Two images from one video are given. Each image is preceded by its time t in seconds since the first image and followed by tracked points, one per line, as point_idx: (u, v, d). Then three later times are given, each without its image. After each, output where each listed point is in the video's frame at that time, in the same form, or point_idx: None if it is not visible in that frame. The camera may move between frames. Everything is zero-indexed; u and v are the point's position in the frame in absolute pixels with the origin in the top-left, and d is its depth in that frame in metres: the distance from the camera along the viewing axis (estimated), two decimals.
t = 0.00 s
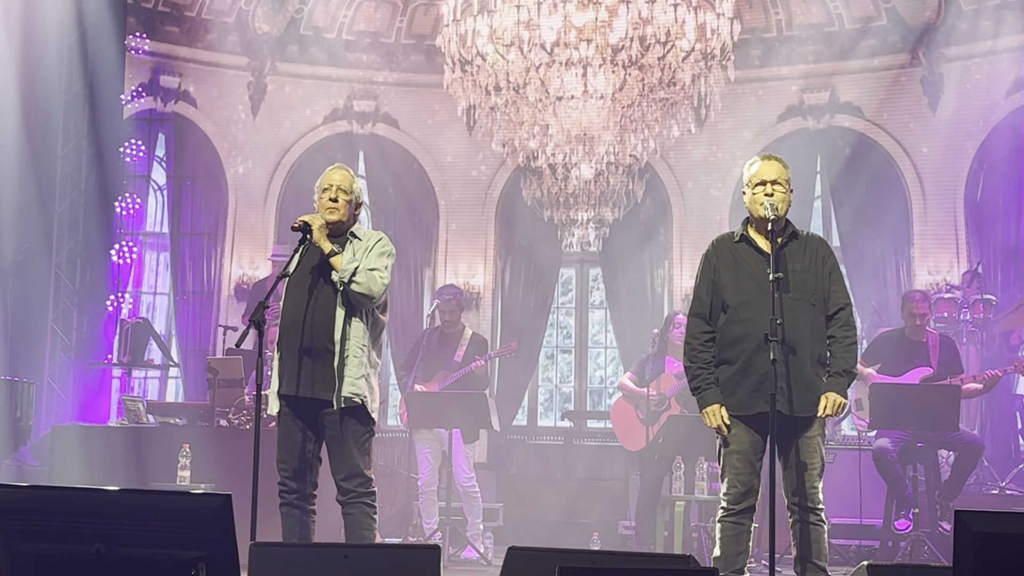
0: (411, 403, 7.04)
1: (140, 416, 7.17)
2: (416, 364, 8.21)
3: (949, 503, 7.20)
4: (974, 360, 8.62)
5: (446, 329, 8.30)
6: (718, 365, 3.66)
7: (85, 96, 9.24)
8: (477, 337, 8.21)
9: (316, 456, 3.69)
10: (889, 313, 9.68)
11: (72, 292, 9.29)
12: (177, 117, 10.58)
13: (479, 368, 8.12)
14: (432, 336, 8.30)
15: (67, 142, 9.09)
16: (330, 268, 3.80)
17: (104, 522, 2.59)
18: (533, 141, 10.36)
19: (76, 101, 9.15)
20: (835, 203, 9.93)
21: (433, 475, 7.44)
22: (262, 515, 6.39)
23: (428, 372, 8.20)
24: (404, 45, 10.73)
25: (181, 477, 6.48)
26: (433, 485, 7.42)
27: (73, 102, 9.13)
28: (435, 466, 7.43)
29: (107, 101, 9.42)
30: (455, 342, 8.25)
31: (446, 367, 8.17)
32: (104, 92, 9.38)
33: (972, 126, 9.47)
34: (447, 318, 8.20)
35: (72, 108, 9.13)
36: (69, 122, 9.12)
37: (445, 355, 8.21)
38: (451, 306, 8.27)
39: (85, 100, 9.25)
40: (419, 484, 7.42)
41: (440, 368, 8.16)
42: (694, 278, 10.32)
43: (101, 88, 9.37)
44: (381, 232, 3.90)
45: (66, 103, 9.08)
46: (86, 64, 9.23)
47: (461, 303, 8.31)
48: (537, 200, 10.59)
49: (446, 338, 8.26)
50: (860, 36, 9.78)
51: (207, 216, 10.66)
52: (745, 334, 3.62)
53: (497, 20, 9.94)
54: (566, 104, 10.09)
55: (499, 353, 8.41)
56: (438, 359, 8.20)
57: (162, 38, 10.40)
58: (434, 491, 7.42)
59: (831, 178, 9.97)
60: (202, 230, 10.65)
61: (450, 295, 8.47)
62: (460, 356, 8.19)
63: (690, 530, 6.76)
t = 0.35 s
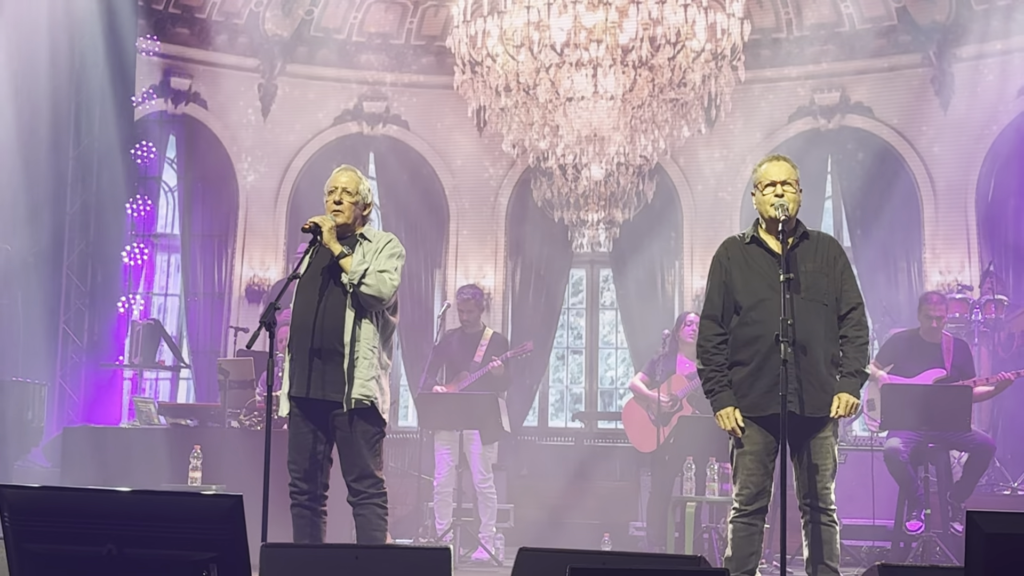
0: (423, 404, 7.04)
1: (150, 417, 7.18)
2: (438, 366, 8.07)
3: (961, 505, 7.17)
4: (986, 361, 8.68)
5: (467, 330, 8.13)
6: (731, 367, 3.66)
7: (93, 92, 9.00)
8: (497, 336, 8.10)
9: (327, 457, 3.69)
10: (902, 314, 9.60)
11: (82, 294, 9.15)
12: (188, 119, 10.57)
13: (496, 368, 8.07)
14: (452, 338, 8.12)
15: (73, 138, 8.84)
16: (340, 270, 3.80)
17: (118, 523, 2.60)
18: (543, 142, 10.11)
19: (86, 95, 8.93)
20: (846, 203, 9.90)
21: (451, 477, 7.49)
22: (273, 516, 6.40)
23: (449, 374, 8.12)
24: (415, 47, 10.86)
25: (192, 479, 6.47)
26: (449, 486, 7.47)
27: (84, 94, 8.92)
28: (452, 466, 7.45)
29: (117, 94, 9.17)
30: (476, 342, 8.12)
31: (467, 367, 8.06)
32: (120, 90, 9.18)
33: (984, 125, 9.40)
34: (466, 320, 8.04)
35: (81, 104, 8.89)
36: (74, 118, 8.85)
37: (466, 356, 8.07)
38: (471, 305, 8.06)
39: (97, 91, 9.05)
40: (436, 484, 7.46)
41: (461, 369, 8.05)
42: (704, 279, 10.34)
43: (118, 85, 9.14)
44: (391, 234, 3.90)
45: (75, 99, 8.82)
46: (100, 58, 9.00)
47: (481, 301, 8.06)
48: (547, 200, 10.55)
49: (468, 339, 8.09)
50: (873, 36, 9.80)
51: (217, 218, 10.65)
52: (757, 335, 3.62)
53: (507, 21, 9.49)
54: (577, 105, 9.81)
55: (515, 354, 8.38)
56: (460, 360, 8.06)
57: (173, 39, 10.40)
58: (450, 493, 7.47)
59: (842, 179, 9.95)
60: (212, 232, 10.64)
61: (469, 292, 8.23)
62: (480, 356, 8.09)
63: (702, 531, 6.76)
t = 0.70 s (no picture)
0: (434, 406, 7.03)
1: (161, 418, 7.20)
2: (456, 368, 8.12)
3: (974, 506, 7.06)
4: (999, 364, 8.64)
5: (485, 331, 8.14)
6: (741, 368, 3.65)
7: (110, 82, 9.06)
8: (514, 338, 8.07)
9: (337, 458, 3.70)
10: (912, 314, 9.58)
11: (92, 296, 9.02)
12: (198, 120, 10.57)
13: (512, 368, 7.99)
14: (472, 339, 8.16)
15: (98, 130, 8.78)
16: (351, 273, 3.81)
17: (130, 525, 2.61)
18: (554, 144, 10.18)
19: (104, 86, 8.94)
20: (856, 204, 9.89)
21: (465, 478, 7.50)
22: (284, 516, 6.42)
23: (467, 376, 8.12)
24: (425, 48, 10.89)
25: (203, 480, 6.48)
26: (462, 488, 7.50)
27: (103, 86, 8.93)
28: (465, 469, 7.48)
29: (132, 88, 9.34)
30: (494, 342, 8.11)
31: (484, 368, 8.04)
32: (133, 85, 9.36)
33: (996, 126, 9.39)
34: (483, 322, 8.03)
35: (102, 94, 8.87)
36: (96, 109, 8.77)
37: (483, 358, 8.07)
38: (489, 308, 8.02)
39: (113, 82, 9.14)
40: (450, 485, 7.50)
41: (479, 369, 8.05)
42: (714, 280, 10.36)
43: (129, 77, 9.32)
44: (401, 235, 3.91)
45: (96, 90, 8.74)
46: (114, 49, 9.14)
47: (498, 303, 8.04)
48: (558, 202, 10.60)
49: (485, 341, 8.10)
50: (883, 38, 9.76)
51: (228, 219, 10.70)
52: (768, 337, 3.61)
53: (518, 23, 9.42)
54: (587, 106, 9.82)
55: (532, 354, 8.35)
56: (477, 362, 8.07)
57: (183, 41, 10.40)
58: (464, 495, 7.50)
59: (854, 180, 9.92)
60: (223, 233, 10.67)
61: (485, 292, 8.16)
62: (497, 357, 8.06)
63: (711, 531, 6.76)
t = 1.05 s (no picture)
0: (446, 408, 7.04)
1: (173, 420, 7.15)
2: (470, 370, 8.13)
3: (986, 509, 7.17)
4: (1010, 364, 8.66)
5: (502, 333, 8.13)
6: (752, 370, 3.65)
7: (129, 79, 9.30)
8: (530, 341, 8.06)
9: (349, 460, 3.71)
10: (925, 317, 9.53)
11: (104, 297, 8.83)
12: (210, 122, 10.57)
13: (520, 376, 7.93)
14: (488, 341, 8.14)
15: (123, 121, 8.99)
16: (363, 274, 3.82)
17: (144, 527, 2.62)
18: (565, 146, 10.16)
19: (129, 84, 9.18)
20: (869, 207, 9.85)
21: (477, 479, 7.49)
22: (295, 517, 6.43)
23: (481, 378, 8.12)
24: (437, 50, 10.93)
25: (215, 481, 6.49)
26: (474, 490, 7.50)
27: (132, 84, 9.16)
28: (478, 471, 7.47)
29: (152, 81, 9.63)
30: (510, 345, 8.11)
31: (499, 371, 8.04)
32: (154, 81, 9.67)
33: (1010, 128, 9.35)
34: (500, 325, 8.02)
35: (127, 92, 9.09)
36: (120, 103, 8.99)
37: (499, 360, 8.07)
38: (505, 312, 8.00)
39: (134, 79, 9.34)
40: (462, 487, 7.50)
41: (493, 372, 8.05)
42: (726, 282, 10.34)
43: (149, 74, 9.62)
44: (413, 238, 3.91)
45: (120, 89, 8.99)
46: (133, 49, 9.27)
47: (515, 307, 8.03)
48: (569, 204, 10.60)
49: (502, 344, 8.09)
50: (894, 39, 9.77)
51: (240, 221, 10.69)
52: (779, 339, 3.60)
53: (529, 25, 9.32)
54: (598, 108, 9.85)
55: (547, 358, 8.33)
56: (492, 365, 8.08)
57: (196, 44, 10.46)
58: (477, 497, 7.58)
59: (868, 181, 9.90)
60: (235, 235, 10.66)
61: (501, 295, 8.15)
62: (512, 361, 8.05)
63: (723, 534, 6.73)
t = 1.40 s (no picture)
0: (459, 409, 7.05)
1: (187, 422, 7.15)
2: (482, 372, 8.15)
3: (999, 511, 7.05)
4: None
5: (514, 335, 8.14)
6: (765, 373, 3.64)
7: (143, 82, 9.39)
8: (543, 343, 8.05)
9: (362, 462, 3.71)
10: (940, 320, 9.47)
11: (119, 299, 8.94)
12: (225, 124, 10.58)
13: (533, 379, 7.93)
14: (500, 342, 8.16)
15: (140, 123, 9.22)
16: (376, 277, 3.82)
17: (158, 529, 2.63)
18: (578, 148, 10.11)
19: (142, 86, 9.33)
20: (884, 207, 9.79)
21: (489, 481, 7.48)
22: (308, 519, 6.43)
23: (494, 380, 8.12)
24: (449, 53, 10.98)
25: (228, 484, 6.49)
26: (487, 492, 7.51)
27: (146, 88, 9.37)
28: (491, 473, 7.46)
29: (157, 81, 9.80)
30: (522, 348, 8.11)
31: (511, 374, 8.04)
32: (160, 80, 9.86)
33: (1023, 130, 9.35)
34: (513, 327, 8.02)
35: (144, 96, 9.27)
36: (137, 108, 9.18)
37: (511, 362, 8.08)
38: (519, 314, 8.01)
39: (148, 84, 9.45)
40: (475, 489, 7.48)
41: (505, 375, 8.05)
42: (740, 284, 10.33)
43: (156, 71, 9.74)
44: (426, 240, 3.92)
45: (137, 93, 9.17)
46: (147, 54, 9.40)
47: (529, 309, 8.06)
48: (582, 206, 10.58)
49: (514, 345, 8.10)
50: (908, 41, 9.77)
51: (254, 224, 10.67)
52: (792, 341, 3.59)
53: (542, 28, 9.31)
54: (612, 110, 9.87)
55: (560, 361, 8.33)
56: (504, 367, 8.09)
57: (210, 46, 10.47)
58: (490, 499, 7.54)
59: (881, 184, 9.86)
60: (248, 238, 10.64)
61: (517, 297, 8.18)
62: (524, 364, 8.05)
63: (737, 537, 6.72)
